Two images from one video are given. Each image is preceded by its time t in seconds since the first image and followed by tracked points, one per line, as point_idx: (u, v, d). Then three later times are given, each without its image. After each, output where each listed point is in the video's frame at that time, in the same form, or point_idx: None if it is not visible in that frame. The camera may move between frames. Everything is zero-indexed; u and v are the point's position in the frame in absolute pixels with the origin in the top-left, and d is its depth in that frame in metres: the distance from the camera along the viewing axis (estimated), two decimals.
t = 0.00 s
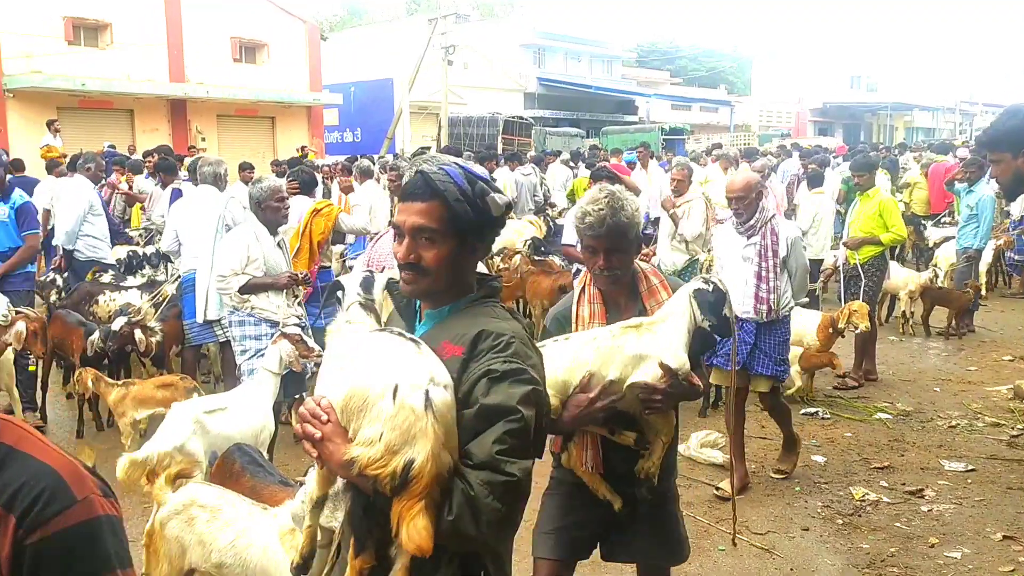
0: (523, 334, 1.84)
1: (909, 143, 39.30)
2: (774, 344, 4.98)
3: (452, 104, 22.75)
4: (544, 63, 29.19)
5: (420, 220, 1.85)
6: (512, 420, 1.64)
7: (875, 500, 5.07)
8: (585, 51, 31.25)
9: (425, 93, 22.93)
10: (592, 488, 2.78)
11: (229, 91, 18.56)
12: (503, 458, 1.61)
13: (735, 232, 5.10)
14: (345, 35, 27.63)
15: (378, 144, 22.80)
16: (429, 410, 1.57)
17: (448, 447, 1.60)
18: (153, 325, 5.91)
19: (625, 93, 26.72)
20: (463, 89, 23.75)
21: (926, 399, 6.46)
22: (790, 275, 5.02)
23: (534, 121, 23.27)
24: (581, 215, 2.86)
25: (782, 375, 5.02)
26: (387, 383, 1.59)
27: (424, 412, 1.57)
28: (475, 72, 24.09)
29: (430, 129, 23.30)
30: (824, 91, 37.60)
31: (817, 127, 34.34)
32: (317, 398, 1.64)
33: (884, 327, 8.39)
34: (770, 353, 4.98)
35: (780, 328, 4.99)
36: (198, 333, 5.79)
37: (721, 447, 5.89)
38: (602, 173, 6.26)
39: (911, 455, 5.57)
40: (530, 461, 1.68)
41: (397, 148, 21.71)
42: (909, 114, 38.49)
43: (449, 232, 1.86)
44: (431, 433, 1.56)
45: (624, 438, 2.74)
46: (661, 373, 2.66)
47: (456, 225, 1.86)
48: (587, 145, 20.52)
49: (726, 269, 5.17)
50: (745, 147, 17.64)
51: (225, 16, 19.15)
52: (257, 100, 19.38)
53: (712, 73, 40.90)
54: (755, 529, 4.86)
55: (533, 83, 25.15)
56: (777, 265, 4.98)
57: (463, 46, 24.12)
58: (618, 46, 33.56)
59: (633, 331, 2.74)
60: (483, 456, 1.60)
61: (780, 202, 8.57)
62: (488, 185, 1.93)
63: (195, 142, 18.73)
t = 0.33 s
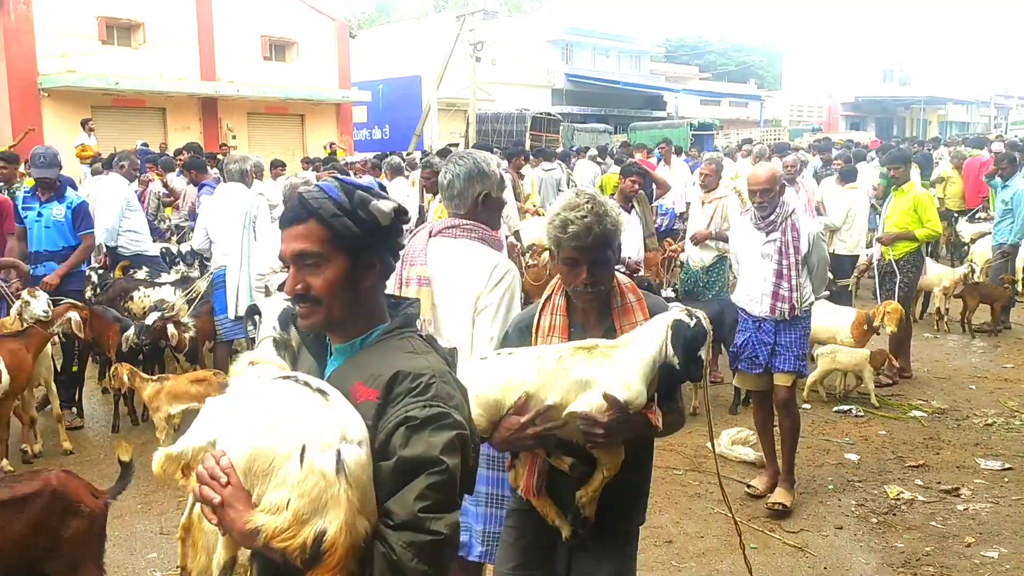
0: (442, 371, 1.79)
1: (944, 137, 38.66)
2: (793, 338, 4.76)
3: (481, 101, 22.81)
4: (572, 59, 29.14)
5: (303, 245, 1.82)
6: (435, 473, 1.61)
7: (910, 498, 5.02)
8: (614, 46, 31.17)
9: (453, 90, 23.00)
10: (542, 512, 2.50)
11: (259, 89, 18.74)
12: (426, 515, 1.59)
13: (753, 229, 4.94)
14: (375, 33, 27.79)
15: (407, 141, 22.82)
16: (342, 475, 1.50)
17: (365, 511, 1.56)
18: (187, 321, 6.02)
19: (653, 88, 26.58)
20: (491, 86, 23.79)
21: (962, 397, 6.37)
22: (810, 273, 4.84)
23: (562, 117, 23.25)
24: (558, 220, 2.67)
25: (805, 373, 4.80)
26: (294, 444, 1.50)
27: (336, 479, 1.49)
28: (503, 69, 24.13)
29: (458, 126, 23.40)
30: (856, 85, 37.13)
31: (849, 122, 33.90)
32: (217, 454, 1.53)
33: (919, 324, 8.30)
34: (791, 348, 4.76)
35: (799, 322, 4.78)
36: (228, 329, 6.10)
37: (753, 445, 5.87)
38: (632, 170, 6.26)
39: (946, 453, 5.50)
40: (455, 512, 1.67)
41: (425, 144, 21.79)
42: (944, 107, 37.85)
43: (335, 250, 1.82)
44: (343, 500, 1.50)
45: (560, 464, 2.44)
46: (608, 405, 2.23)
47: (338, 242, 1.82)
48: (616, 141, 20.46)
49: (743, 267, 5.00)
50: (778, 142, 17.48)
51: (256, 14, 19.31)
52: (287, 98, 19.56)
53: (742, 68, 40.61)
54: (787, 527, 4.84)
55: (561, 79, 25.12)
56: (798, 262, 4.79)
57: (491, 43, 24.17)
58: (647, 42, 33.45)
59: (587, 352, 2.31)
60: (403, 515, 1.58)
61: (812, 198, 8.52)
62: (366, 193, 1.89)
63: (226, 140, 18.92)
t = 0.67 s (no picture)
0: (341, 368, 1.75)
1: (991, 127, 37.83)
2: (828, 350, 4.52)
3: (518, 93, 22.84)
4: (609, 50, 28.99)
5: (173, 225, 1.75)
6: (333, 480, 1.59)
7: (958, 494, 4.94)
8: (653, 37, 31.00)
9: (491, 83, 23.06)
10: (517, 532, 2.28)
11: (298, 84, 18.94)
12: (322, 525, 1.56)
13: (789, 230, 4.74)
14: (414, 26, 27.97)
15: (445, 134, 22.92)
16: (229, 477, 1.43)
17: (256, 520, 1.49)
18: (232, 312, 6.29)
19: (692, 79, 26.36)
20: (528, 78, 23.80)
21: (1011, 391, 6.26)
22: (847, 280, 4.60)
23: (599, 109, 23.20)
24: (568, 228, 2.25)
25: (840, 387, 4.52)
26: (173, 444, 1.41)
27: (221, 482, 1.41)
28: (541, 61, 24.12)
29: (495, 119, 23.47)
30: (899, 74, 36.48)
31: (892, 112, 33.32)
32: (77, 463, 1.44)
33: (967, 317, 8.17)
34: (824, 361, 4.52)
35: (835, 333, 4.55)
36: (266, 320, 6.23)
37: (796, 438, 5.81)
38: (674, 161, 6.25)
39: (997, 447, 5.41)
40: (353, 522, 1.65)
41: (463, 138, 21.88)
42: (991, 96, 37.01)
43: (209, 233, 1.75)
44: (231, 506, 1.42)
45: (525, 491, 2.18)
46: (578, 441, 1.97)
47: (215, 225, 1.75)
48: (654, 133, 20.35)
49: (777, 271, 4.80)
50: (821, 132, 17.27)
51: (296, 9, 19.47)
52: (326, 92, 19.75)
53: (783, 58, 40.12)
54: (831, 523, 4.77)
55: (599, 71, 25.03)
56: (835, 269, 4.56)
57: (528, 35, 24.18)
58: (686, 32, 33.21)
59: (574, 375, 2.05)
60: (298, 526, 1.53)
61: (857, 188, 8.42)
62: (250, 174, 1.82)
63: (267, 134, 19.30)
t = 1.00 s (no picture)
0: (246, 389, 1.62)
1: None
2: (896, 343, 4.31)
3: (573, 79, 22.78)
4: (666, 33, 28.69)
5: (58, 241, 1.61)
6: (241, 520, 1.48)
7: None
8: (712, 19, 30.57)
9: (547, 68, 23.04)
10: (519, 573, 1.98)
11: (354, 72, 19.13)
12: (226, 569, 1.45)
13: (851, 216, 4.52)
14: (471, 12, 28.10)
15: (501, 120, 22.96)
16: (112, 528, 1.32)
17: (149, 567, 1.38)
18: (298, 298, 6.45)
19: (752, 62, 25.91)
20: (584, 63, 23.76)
21: None
22: (912, 268, 4.39)
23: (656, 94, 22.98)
24: (558, 237, 1.92)
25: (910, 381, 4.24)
26: (50, 490, 1.30)
27: (104, 533, 1.31)
28: (597, 45, 24.00)
29: (550, 105, 23.48)
30: (969, 54, 35.26)
31: (962, 93, 32.23)
32: None
33: None
34: (891, 353, 4.30)
35: (901, 324, 4.32)
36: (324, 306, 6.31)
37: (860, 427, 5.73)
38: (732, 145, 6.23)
39: None
40: (268, 562, 1.53)
41: (517, 124, 21.94)
42: None
43: (99, 249, 1.61)
44: (116, 560, 1.31)
45: (520, 533, 1.90)
46: (563, 476, 1.72)
47: (103, 239, 1.61)
48: (713, 117, 20.06)
49: (836, 259, 4.58)
50: (888, 114, 16.90)
51: None
52: (383, 79, 19.93)
53: (847, 39, 39.15)
54: (897, 513, 4.69)
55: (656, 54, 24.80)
56: (900, 256, 4.37)
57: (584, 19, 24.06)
58: (746, 13, 32.67)
59: (572, 402, 1.80)
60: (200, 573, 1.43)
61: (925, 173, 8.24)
62: (148, 178, 1.68)
63: (325, 122, 19.69)
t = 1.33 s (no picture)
0: (113, 417, 1.36)
1: None
2: (952, 342, 3.85)
3: (624, 65, 22.61)
4: (721, 18, 28.30)
5: None
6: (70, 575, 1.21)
7: None
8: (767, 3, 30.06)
9: (598, 54, 22.91)
10: None
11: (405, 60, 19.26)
12: None
13: (900, 209, 4.00)
14: None
15: (551, 107, 22.89)
16: None
17: None
18: (353, 285, 6.63)
19: (808, 46, 25.43)
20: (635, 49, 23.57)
21: None
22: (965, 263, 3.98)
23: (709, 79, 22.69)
24: (506, 230, 1.73)
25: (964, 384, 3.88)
26: None
27: None
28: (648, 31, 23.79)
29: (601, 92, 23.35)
30: None
31: None
32: None
33: None
34: (947, 354, 3.85)
35: (957, 324, 3.87)
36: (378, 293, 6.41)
37: (919, 418, 5.63)
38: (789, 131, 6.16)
39: None
40: None
41: (569, 112, 21.83)
42: None
43: None
44: None
45: None
46: (513, 529, 1.47)
47: None
48: (768, 102, 19.74)
49: (881, 256, 4.04)
50: (954, 99, 16.47)
51: None
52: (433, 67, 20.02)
53: (907, 21, 38.14)
54: (956, 504, 4.60)
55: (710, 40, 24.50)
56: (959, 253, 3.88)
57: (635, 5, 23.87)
58: None
59: (532, 440, 1.59)
60: None
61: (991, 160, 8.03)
62: (32, 174, 1.45)
63: (376, 110, 19.85)
